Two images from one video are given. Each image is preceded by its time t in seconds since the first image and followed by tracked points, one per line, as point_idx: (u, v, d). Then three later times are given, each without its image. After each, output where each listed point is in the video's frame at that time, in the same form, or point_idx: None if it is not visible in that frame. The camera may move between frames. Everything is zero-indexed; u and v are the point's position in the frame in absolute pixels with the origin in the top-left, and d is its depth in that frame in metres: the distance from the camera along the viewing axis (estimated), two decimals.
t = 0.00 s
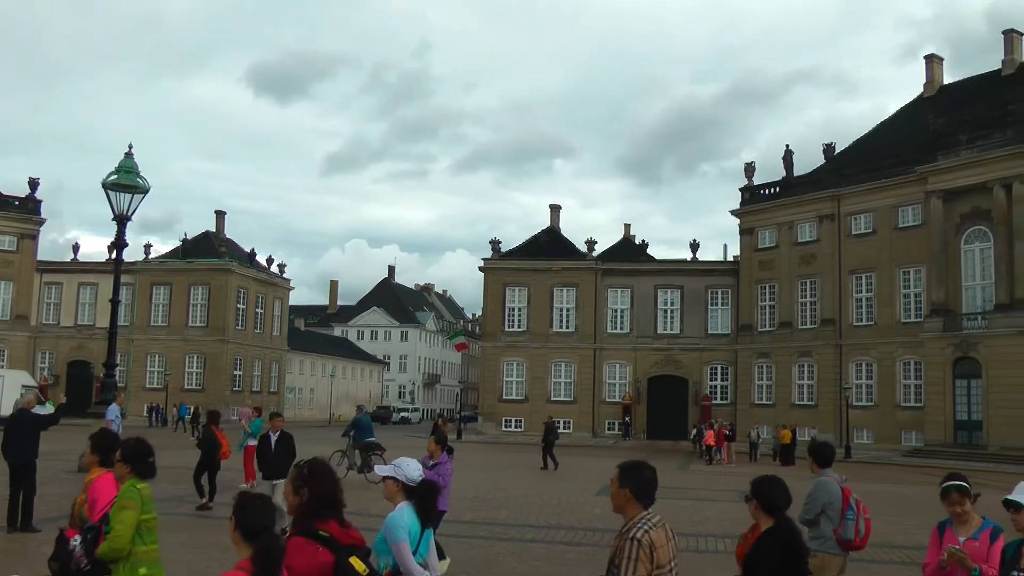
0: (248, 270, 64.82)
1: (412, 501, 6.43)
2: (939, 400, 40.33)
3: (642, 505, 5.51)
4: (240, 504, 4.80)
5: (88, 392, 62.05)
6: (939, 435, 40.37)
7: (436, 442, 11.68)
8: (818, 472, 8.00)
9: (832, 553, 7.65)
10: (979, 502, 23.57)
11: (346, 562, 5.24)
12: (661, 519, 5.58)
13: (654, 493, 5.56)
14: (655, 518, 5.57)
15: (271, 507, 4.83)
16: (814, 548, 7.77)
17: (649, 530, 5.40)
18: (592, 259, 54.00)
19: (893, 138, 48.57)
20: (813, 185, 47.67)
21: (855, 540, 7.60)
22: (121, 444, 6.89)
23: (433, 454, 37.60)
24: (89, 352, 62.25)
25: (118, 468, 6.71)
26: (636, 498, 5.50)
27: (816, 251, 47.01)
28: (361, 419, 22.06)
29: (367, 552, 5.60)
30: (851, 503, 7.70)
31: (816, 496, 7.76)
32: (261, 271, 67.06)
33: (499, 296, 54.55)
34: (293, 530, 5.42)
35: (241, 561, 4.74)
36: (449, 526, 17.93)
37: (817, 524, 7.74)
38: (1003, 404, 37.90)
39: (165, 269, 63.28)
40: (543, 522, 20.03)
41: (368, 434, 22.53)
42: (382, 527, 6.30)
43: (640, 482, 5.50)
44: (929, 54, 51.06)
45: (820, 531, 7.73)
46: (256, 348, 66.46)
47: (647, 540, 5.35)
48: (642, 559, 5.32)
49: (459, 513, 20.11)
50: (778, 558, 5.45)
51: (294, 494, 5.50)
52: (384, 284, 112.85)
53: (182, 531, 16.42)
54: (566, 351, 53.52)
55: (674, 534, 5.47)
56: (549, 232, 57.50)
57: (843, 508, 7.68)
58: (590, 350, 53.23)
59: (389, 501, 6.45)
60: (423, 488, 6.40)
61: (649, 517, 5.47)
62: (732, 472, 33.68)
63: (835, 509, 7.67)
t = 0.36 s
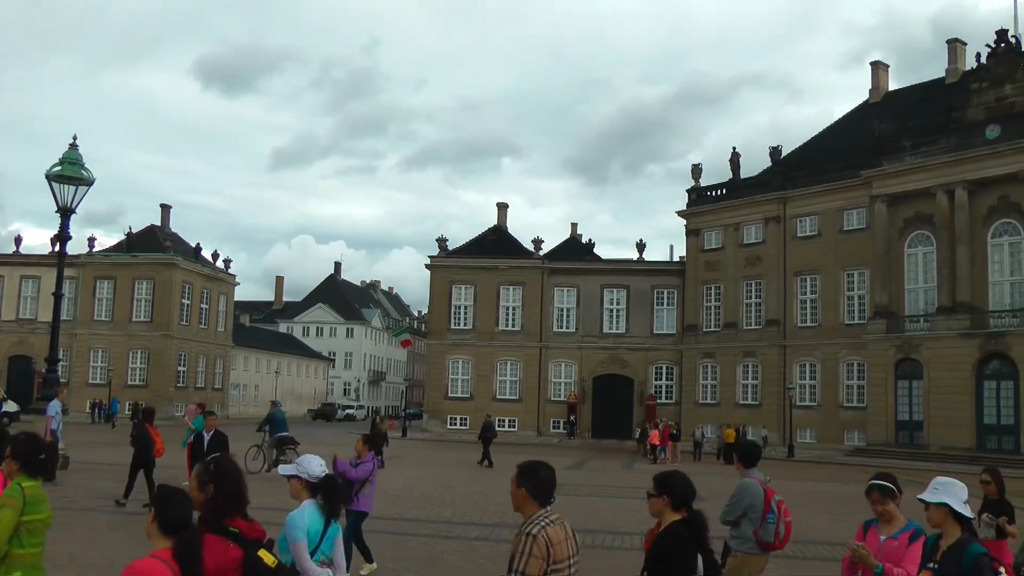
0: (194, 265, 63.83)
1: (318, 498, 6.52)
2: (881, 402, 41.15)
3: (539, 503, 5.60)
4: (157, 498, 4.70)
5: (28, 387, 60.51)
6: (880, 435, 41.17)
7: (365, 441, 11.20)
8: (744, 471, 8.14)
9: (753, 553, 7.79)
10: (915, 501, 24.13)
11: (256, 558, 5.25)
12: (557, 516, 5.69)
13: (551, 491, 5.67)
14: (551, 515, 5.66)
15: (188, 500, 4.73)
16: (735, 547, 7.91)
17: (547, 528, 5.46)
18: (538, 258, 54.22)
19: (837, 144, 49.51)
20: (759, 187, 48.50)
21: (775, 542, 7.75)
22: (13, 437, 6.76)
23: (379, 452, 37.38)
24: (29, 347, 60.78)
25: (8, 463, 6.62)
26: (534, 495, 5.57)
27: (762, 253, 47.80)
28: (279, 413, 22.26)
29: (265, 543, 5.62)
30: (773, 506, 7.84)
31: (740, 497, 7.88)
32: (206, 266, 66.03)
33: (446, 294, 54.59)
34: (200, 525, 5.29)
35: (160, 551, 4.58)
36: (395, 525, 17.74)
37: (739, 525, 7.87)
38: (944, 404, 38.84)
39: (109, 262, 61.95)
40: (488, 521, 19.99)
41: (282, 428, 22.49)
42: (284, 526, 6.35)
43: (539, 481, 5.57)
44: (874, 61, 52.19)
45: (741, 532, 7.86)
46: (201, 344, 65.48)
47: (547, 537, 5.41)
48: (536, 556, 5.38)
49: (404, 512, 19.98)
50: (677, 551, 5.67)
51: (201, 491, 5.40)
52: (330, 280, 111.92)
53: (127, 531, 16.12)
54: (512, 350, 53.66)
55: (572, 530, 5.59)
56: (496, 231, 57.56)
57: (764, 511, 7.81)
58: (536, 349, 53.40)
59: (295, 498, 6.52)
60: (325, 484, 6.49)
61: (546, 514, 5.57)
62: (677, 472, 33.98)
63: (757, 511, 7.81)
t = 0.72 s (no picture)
0: (141, 259, 62.59)
1: (223, 489, 6.70)
2: (827, 399, 41.71)
3: (449, 488, 5.46)
4: (73, 490, 4.35)
5: None
6: (826, 431, 41.71)
7: (296, 433, 10.97)
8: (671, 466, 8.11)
9: (679, 548, 7.90)
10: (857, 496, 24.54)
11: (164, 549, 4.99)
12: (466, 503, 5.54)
13: (462, 478, 5.52)
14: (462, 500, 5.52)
15: (105, 493, 4.42)
16: (663, 542, 7.98)
17: (453, 511, 5.35)
18: (488, 254, 54.09)
19: (786, 144, 50.13)
20: (708, 186, 48.94)
21: (702, 538, 7.87)
22: None
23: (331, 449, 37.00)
24: None
25: None
26: (443, 479, 5.44)
27: (711, 251, 48.23)
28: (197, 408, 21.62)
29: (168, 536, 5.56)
30: (702, 502, 7.90)
31: (670, 496, 7.89)
32: (154, 260, 64.80)
33: (395, 290, 54.24)
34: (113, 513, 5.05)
35: (74, 545, 4.25)
36: (339, 522, 17.50)
37: (667, 522, 7.92)
38: (890, 401, 39.50)
39: (54, 255, 60.45)
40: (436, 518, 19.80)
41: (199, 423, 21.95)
42: (191, 519, 6.49)
43: (451, 465, 5.42)
44: (824, 64, 52.92)
45: (670, 529, 7.92)
46: (149, 339, 64.27)
47: (451, 519, 5.30)
48: (442, 535, 5.27)
49: (350, 509, 19.70)
50: (578, 550, 5.58)
51: (124, 481, 5.29)
52: (279, 276, 110.63)
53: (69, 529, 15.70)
54: (461, 346, 53.49)
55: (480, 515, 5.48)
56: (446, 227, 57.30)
57: (694, 508, 7.88)
58: (485, 346, 53.30)
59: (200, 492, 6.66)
60: (233, 476, 6.66)
61: (454, 499, 5.43)
62: (626, 468, 34.05)
63: (687, 509, 7.86)
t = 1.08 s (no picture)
0: (85, 256, 61.29)
1: (127, 488, 6.55)
2: (772, 398, 42.29)
3: (358, 484, 5.70)
4: None
5: None
6: (771, 430, 42.29)
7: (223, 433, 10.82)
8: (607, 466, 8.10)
9: (620, 547, 8.02)
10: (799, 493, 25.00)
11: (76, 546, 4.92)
12: (378, 497, 5.79)
13: (373, 473, 5.76)
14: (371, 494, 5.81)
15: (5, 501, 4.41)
16: (602, 541, 8.06)
17: (357, 504, 5.59)
18: (436, 253, 54.00)
19: (732, 146, 50.79)
20: (655, 187, 49.43)
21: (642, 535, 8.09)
22: None
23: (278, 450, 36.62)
24: None
25: None
26: (348, 474, 5.69)
27: (658, 251, 48.71)
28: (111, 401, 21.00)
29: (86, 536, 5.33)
30: (641, 500, 8.09)
31: (612, 499, 7.94)
32: (99, 257, 63.50)
33: (342, 288, 53.93)
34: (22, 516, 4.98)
35: None
36: (284, 521, 17.25)
37: (608, 523, 8.01)
38: (833, 400, 40.15)
39: None
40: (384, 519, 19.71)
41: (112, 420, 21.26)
42: (97, 520, 6.35)
43: (355, 460, 5.67)
44: (770, 67, 53.70)
45: (612, 529, 8.01)
46: (92, 338, 62.97)
47: (353, 512, 5.53)
48: (345, 528, 5.50)
49: (296, 509, 19.44)
50: (483, 546, 5.65)
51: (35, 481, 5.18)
52: (225, 273, 109.14)
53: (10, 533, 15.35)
54: (408, 346, 53.30)
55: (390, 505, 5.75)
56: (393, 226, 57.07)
57: (634, 506, 8.04)
58: (432, 345, 53.17)
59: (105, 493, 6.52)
60: (135, 474, 6.53)
61: (363, 494, 5.67)
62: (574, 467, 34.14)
63: (628, 507, 8.01)
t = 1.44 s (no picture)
0: (27, 251, 59.86)
1: (24, 480, 6.22)
2: (717, 396, 42.86)
3: (251, 483, 5.82)
4: None
5: None
6: (716, 428, 42.90)
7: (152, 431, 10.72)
8: (539, 464, 8.20)
9: (555, 544, 8.10)
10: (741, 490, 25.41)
11: None
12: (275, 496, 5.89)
13: (268, 472, 5.87)
14: (269, 493, 5.93)
15: None
16: (536, 539, 8.12)
17: (245, 505, 5.67)
18: (383, 251, 53.79)
19: (679, 147, 51.39)
20: (602, 186, 49.82)
21: (577, 531, 8.18)
22: None
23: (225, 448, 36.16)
24: None
25: None
26: (243, 475, 5.82)
27: (604, 250, 49.11)
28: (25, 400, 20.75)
29: None
30: (574, 496, 8.21)
31: (545, 495, 8.02)
32: (41, 252, 62.09)
33: (288, 285, 53.47)
34: None
35: None
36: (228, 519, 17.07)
37: (542, 521, 8.07)
38: (777, 399, 40.84)
39: None
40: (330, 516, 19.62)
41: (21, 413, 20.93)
42: None
43: (247, 460, 5.80)
44: (718, 69, 54.38)
45: (547, 526, 8.08)
46: (34, 333, 61.55)
47: (238, 514, 5.60)
48: (229, 530, 5.57)
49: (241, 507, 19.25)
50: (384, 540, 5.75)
51: None
52: (170, 269, 107.43)
53: None
54: (354, 343, 53.00)
55: (282, 503, 5.81)
56: (341, 223, 56.66)
57: (567, 503, 8.14)
58: (378, 343, 52.93)
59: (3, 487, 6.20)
60: (32, 464, 6.19)
61: (255, 493, 5.77)
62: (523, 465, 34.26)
63: (562, 504, 8.10)
